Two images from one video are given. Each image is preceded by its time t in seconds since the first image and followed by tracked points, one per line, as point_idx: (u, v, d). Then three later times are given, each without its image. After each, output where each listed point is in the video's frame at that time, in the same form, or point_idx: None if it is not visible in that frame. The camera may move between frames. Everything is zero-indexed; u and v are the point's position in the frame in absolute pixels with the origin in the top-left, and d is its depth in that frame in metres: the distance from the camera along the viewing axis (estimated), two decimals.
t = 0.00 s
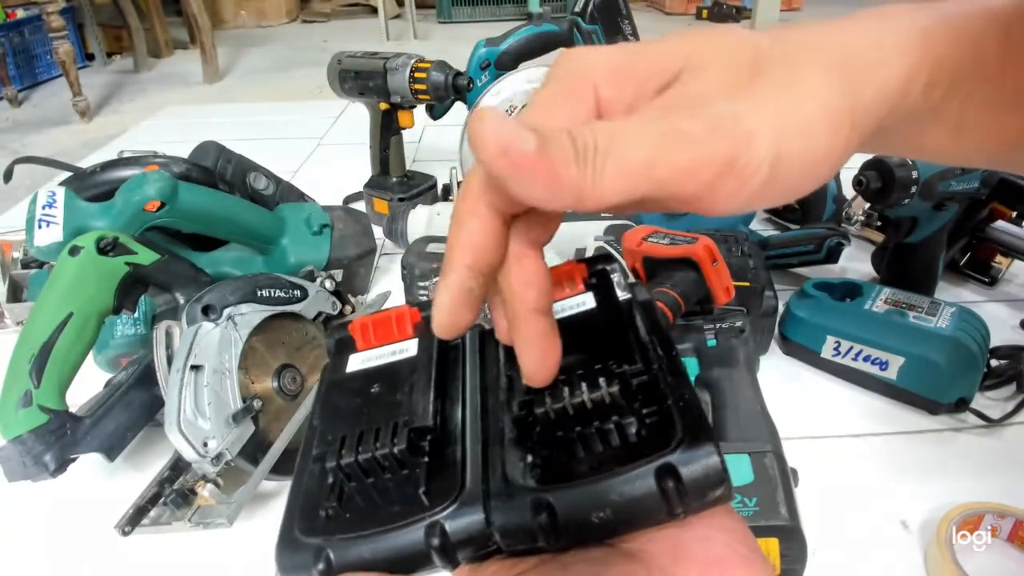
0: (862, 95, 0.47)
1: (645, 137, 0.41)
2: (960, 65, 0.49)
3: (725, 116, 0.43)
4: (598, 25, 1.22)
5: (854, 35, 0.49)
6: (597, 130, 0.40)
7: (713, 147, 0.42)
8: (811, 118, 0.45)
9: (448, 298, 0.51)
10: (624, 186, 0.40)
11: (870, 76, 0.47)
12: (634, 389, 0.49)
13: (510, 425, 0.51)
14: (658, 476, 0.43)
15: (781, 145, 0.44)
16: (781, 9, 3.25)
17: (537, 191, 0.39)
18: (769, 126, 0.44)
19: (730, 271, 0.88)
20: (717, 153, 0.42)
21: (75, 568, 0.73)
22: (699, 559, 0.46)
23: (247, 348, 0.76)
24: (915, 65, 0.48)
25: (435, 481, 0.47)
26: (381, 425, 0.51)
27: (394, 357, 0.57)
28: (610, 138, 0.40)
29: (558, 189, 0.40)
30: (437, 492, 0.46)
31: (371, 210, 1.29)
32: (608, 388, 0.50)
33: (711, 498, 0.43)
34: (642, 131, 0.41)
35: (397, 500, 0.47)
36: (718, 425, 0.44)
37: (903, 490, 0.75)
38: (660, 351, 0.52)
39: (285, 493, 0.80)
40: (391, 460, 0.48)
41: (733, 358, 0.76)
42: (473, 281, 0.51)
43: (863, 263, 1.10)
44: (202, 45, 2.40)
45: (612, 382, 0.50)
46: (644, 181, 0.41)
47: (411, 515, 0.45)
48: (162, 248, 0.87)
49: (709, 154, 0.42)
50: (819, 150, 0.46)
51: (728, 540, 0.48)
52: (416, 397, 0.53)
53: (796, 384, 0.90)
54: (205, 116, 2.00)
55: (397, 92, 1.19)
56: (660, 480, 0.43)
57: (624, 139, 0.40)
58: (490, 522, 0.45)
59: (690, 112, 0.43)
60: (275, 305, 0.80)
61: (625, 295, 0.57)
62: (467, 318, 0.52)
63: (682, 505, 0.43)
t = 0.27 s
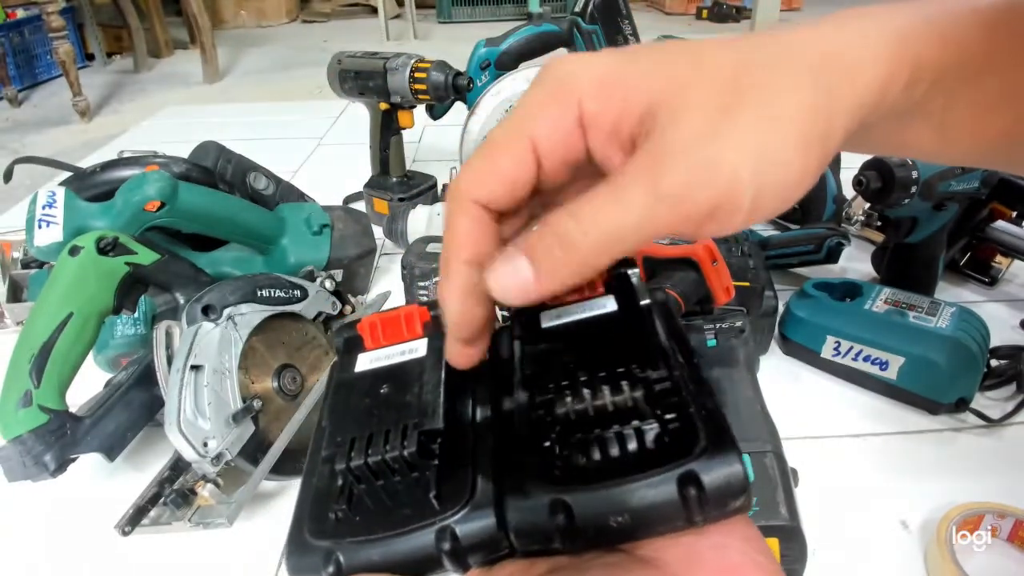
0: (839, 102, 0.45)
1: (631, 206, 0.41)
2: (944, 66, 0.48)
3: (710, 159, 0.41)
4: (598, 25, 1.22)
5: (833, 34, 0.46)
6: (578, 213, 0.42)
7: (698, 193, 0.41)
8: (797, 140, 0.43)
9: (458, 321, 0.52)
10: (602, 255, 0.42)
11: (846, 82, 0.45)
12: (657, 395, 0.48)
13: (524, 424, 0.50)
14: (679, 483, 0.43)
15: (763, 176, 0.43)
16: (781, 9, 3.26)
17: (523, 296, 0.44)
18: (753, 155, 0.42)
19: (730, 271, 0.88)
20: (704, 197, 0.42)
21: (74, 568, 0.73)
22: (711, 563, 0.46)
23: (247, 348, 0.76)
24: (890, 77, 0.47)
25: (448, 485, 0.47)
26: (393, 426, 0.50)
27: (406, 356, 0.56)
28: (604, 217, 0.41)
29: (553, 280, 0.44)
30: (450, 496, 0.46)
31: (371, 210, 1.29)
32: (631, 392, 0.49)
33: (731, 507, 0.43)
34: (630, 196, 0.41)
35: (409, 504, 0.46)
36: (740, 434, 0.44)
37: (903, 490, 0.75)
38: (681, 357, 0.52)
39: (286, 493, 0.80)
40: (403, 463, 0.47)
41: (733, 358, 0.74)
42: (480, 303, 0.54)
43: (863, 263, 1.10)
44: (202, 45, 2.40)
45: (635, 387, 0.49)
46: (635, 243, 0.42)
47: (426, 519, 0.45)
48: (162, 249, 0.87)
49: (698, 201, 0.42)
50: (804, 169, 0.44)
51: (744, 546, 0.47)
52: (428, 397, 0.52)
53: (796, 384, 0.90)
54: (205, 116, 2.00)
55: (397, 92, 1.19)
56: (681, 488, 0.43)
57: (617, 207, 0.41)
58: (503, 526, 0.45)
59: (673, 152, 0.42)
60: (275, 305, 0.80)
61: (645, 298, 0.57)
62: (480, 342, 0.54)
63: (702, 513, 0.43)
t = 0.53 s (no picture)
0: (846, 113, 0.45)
1: (646, 217, 0.43)
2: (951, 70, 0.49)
3: (732, 176, 0.42)
4: (598, 25, 1.21)
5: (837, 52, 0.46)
6: (601, 225, 0.44)
7: (709, 212, 0.43)
8: (806, 154, 0.44)
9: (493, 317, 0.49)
10: (617, 262, 0.45)
11: (852, 95, 0.45)
12: (667, 392, 0.49)
13: (530, 418, 0.50)
14: (689, 480, 0.43)
15: (770, 190, 0.43)
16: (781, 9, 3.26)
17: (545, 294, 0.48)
18: (762, 175, 0.43)
19: (730, 271, 0.88)
20: (716, 213, 0.42)
21: (73, 568, 0.73)
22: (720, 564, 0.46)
23: (247, 348, 0.76)
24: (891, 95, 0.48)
25: (451, 477, 0.47)
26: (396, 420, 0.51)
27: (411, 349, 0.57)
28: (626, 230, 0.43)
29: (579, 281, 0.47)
30: (452, 488, 0.46)
31: (372, 210, 1.29)
32: (641, 389, 0.49)
33: (740, 507, 0.43)
34: (642, 207, 0.43)
35: (412, 498, 0.46)
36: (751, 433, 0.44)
37: (903, 490, 0.75)
38: (690, 358, 0.52)
39: (285, 493, 0.80)
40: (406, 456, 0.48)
41: (733, 357, 0.76)
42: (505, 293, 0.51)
43: (863, 263, 1.10)
44: (202, 45, 2.40)
45: (645, 383, 0.50)
46: (650, 249, 0.44)
47: (428, 513, 0.45)
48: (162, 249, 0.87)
49: (713, 220, 0.43)
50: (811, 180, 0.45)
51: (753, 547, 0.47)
52: (431, 393, 0.53)
53: (796, 384, 0.90)
54: (205, 116, 2.00)
55: (397, 92, 1.19)
56: (691, 485, 0.43)
57: (630, 225, 0.43)
58: (507, 519, 0.45)
59: (697, 166, 0.42)
60: (274, 305, 0.80)
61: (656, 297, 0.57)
62: (491, 333, 0.51)
63: (710, 512, 0.43)
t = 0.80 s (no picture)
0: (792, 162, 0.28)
1: (433, 191, 0.28)
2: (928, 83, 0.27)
3: (540, 166, 0.27)
4: (598, 25, 1.23)
5: (797, 79, 0.28)
6: (367, 225, 0.29)
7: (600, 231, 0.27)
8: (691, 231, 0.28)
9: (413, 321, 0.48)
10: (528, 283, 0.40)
11: (766, 152, 0.28)
12: (679, 390, 0.51)
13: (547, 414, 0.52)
14: (699, 475, 0.45)
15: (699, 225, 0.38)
16: (781, 9, 3.26)
17: (426, 325, 0.42)
18: (611, 177, 0.27)
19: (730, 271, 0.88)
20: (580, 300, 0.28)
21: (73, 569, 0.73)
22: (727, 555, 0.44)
23: (247, 348, 0.76)
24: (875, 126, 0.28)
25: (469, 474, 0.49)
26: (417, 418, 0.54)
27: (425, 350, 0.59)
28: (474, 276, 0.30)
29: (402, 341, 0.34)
30: (469, 484, 0.49)
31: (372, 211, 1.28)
32: (653, 387, 0.52)
33: (751, 500, 0.45)
34: (481, 206, 0.28)
35: (431, 493, 0.49)
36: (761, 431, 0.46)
37: (903, 490, 0.75)
38: (702, 357, 0.54)
39: (285, 494, 0.80)
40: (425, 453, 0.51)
41: (733, 357, 0.76)
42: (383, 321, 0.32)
43: (862, 263, 1.10)
44: (202, 45, 2.40)
45: (657, 382, 0.52)
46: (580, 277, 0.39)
47: (446, 507, 0.47)
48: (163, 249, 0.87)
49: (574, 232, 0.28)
50: (670, 262, 0.28)
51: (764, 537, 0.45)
52: (449, 394, 0.56)
53: (797, 384, 0.90)
54: (205, 116, 2.00)
55: (397, 92, 1.19)
56: (702, 480, 0.45)
57: (406, 220, 0.29)
58: (521, 514, 0.47)
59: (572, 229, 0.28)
60: (274, 305, 0.80)
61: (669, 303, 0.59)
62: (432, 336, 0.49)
63: (721, 506, 0.45)
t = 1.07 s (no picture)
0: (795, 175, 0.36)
1: (467, 182, 0.34)
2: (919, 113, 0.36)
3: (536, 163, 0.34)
4: (598, 25, 1.23)
5: (791, 105, 0.35)
6: (387, 210, 0.35)
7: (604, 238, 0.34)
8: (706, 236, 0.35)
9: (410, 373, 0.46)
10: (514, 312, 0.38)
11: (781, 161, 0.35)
12: (675, 398, 0.51)
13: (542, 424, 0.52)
14: (695, 487, 0.45)
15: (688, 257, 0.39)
16: (781, 9, 3.26)
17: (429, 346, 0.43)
18: (626, 185, 0.34)
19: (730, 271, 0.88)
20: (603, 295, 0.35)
21: (73, 568, 0.73)
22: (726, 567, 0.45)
23: (247, 348, 0.76)
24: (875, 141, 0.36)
25: (464, 483, 0.49)
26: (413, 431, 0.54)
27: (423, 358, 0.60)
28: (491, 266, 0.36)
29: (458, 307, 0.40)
30: (461, 494, 0.49)
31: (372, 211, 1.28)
32: (649, 396, 0.52)
33: (747, 511, 0.45)
34: (491, 195, 0.34)
35: (426, 503, 0.49)
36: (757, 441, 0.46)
37: (903, 490, 0.74)
38: (700, 363, 0.54)
39: (285, 493, 0.80)
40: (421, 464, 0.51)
41: (733, 357, 0.76)
42: (400, 307, 0.39)
43: (862, 263, 1.10)
44: (202, 45, 2.40)
45: (653, 391, 0.52)
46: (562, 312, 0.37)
47: (440, 518, 0.47)
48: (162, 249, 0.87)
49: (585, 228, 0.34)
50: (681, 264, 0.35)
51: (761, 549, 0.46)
52: (446, 404, 0.56)
53: (796, 384, 0.90)
54: (206, 116, 2.00)
55: (397, 92, 1.19)
56: (698, 492, 0.45)
57: (416, 211, 0.35)
58: (518, 525, 0.47)
59: (596, 227, 0.34)
60: (274, 305, 0.79)
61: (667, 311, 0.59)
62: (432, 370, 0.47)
63: (718, 517, 0.45)
